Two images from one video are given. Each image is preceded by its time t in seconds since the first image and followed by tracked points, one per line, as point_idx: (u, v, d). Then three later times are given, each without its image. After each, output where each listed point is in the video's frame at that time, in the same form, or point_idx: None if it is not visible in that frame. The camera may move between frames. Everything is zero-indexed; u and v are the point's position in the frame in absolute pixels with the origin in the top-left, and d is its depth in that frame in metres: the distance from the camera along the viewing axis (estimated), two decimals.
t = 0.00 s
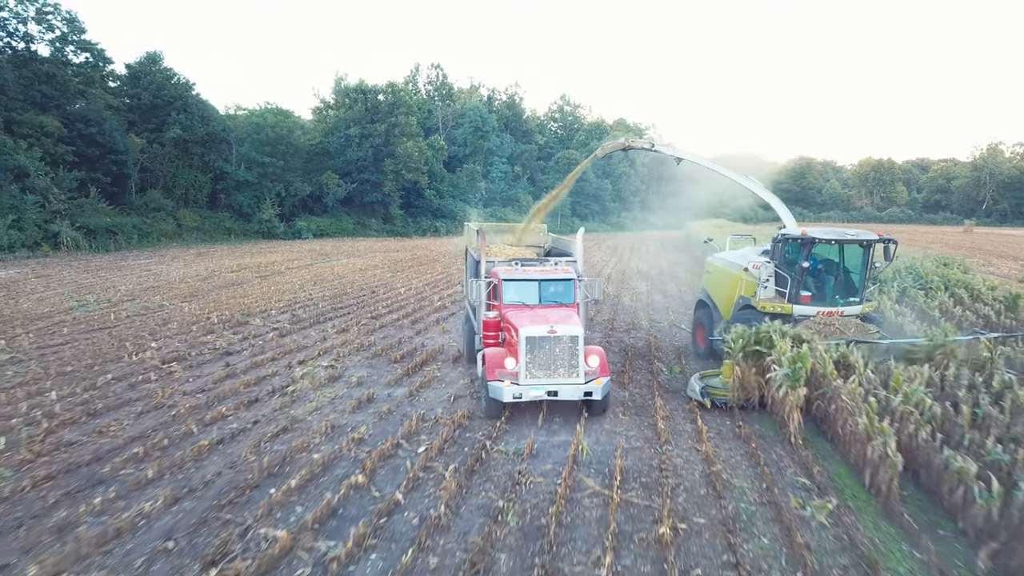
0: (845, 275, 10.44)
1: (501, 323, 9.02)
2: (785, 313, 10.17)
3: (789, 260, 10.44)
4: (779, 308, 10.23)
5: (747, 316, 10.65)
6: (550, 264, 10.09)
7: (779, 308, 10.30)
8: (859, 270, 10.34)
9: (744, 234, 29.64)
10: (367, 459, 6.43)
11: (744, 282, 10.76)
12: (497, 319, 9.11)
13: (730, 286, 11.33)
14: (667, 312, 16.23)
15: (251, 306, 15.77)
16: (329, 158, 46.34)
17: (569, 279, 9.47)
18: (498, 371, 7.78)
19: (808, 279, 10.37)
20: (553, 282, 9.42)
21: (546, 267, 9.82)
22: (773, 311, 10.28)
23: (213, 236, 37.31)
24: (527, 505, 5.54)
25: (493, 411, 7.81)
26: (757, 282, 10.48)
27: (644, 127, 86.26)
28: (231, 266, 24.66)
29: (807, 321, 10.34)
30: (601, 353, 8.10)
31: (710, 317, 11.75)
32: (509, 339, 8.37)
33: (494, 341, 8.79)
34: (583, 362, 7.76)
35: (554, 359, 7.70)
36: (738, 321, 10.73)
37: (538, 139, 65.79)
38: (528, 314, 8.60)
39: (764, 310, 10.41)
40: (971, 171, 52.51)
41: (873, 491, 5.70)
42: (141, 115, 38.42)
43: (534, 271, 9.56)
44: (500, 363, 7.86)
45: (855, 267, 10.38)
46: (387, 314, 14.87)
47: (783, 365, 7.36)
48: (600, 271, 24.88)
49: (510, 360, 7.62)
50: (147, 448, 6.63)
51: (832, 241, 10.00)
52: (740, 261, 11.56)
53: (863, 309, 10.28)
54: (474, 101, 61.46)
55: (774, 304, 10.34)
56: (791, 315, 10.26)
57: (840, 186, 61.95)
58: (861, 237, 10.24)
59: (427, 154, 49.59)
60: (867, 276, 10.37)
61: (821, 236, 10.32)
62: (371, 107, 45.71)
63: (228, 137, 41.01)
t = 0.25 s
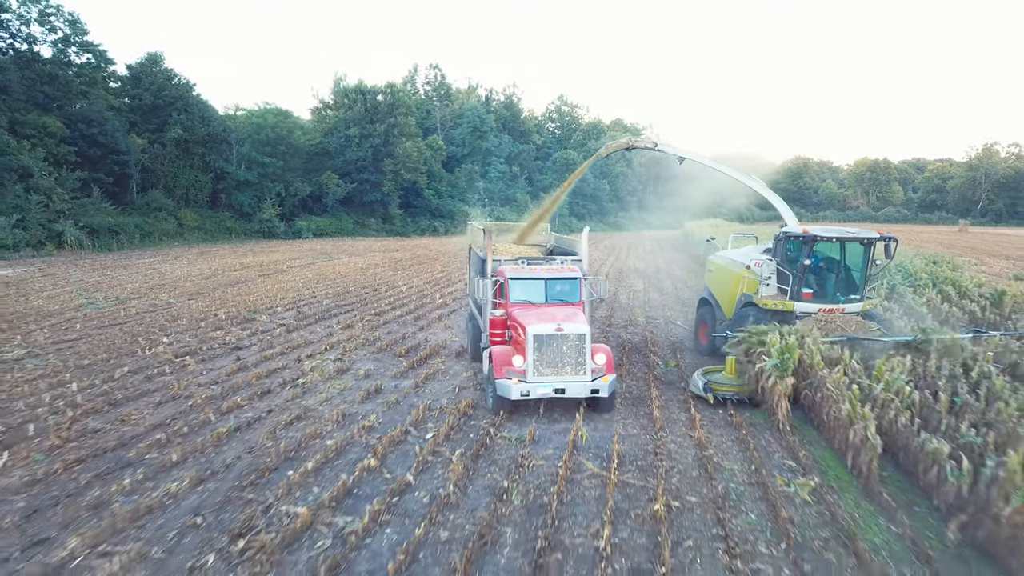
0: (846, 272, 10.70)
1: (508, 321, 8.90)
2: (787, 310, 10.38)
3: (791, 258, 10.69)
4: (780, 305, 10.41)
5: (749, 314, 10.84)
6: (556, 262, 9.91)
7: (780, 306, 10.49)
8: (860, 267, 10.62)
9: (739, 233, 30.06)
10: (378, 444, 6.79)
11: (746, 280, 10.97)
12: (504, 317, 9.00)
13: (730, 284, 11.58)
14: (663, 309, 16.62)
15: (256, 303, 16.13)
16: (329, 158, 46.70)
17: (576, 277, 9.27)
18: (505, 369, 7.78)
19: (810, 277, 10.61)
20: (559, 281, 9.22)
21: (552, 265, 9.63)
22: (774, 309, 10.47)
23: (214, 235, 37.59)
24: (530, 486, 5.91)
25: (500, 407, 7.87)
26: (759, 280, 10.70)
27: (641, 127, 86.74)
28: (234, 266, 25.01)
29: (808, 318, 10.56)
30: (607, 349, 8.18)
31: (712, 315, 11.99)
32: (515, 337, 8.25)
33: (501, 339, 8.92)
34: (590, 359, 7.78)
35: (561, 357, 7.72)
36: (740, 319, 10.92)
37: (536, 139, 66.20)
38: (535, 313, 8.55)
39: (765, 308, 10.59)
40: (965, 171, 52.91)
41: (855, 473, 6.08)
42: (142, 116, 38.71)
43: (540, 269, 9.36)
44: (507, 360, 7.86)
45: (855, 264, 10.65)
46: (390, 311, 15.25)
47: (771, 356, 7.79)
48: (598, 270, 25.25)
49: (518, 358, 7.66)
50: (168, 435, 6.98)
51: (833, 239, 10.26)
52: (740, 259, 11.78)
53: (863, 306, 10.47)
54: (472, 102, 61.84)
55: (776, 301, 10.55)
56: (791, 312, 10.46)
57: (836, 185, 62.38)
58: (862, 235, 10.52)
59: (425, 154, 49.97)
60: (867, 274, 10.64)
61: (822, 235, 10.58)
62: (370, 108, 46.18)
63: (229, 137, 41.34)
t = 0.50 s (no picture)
0: (846, 271, 10.69)
1: (513, 320, 9.13)
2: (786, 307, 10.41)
3: (791, 257, 10.70)
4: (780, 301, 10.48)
5: (750, 313, 10.91)
6: (560, 261, 10.11)
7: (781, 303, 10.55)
8: (859, 266, 10.60)
9: (734, 233, 30.45)
10: (387, 430, 7.16)
11: (747, 279, 11.05)
12: (509, 317, 9.25)
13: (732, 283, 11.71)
14: (659, 306, 16.98)
15: (261, 301, 16.49)
16: (327, 158, 47.03)
17: (579, 276, 9.53)
18: (513, 366, 7.87)
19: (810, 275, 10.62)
20: (564, 279, 9.47)
21: (556, 264, 9.85)
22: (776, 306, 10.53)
23: (214, 234, 37.89)
24: (531, 468, 6.27)
25: (507, 406, 7.94)
26: (759, 279, 10.73)
27: (637, 127, 87.19)
28: (236, 265, 25.33)
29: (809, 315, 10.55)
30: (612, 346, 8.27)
31: (713, 313, 12.18)
32: (522, 335, 8.41)
33: (506, 338, 9.07)
34: (597, 356, 7.90)
35: (567, 354, 7.84)
36: (741, 318, 11.01)
37: (532, 139, 66.58)
38: (541, 310, 8.69)
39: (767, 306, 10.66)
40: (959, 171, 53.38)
41: (837, 456, 6.45)
42: (141, 116, 38.91)
43: (543, 268, 9.58)
44: (514, 359, 7.95)
45: (855, 263, 10.63)
46: (392, 307, 15.61)
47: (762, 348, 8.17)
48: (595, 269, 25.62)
49: (525, 356, 7.74)
50: (186, 423, 7.32)
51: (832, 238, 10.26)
52: (741, 257, 11.86)
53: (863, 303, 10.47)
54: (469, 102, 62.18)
55: (776, 299, 10.58)
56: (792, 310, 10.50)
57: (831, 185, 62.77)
58: (861, 234, 10.51)
59: (423, 155, 50.33)
60: (867, 272, 10.63)
61: (822, 234, 10.58)
62: (368, 108, 46.57)
63: (228, 138, 41.63)
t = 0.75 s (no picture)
0: (844, 269, 10.96)
1: (519, 318, 9.30)
2: (786, 306, 10.66)
3: (790, 255, 10.95)
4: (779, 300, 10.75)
5: (749, 311, 11.19)
6: (565, 261, 10.25)
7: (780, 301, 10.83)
8: (858, 264, 10.86)
9: (729, 232, 30.85)
10: (394, 419, 7.53)
11: (748, 277, 11.29)
12: (515, 315, 9.42)
13: (730, 281, 11.98)
14: (655, 304, 17.36)
15: (264, 298, 16.83)
16: (325, 158, 47.34)
17: (584, 275, 9.65)
18: (520, 364, 7.98)
19: (808, 274, 10.87)
20: (569, 278, 9.59)
21: (561, 263, 9.99)
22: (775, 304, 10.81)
23: (213, 234, 38.19)
24: (531, 453, 6.63)
25: (515, 404, 8.00)
26: (758, 278, 11.03)
27: (632, 127, 87.58)
28: (237, 263, 25.65)
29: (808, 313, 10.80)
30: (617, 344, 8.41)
31: (712, 311, 12.39)
32: (529, 334, 8.54)
33: (512, 336, 9.25)
34: (603, 354, 8.03)
35: (575, 352, 7.96)
36: (741, 316, 11.27)
37: (528, 139, 66.95)
38: (548, 310, 8.81)
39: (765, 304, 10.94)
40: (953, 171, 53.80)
41: (820, 441, 6.85)
42: (140, 117, 38.96)
43: (549, 267, 9.72)
44: (521, 356, 8.06)
45: (853, 261, 10.90)
46: (393, 305, 15.96)
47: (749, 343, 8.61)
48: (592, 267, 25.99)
49: (533, 353, 7.85)
50: (202, 413, 7.67)
51: (831, 237, 10.53)
52: (740, 256, 12.12)
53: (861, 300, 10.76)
54: (466, 102, 62.52)
55: (775, 297, 10.84)
56: (790, 308, 10.78)
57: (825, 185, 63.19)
58: (859, 233, 10.78)
59: (420, 155, 50.65)
60: (865, 270, 10.90)
61: (821, 233, 10.83)
62: (365, 108, 46.89)
63: (227, 138, 41.92)
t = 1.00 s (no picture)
0: (842, 267, 11.24)
1: (525, 316, 9.38)
2: (785, 303, 10.89)
3: (789, 253, 11.20)
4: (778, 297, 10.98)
5: (748, 308, 11.41)
6: (570, 257, 10.28)
7: (779, 298, 11.06)
8: (855, 261, 11.15)
9: (723, 232, 31.25)
10: (400, 408, 7.89)
11: (747, 275, 11.50)
12: (520, 313, 9.50)
13: (729, 279, 12.22)
14: (650, 301, 17.72)
15: (266, 296, 17.17)
16: (322, 158, 47.64)
17: (589, 273, 9.70)
18: (527, 362, 8.01)
19: (807, 271, 11.14)
20: (573, 277, 9.64)
21: (566, 261, 10.04)
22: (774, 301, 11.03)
23: (211, 233, 38.48)
24: (531, 439, 7.00)
25: (521, 401, 8.06)
26: (757, 275, 11.25)
27: (628, 127, 88.01)
28: (237, 262, 25.98)
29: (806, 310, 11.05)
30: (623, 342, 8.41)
31: (711, 309, 12.56)
32: (536, 332, 8.55)
33: (518, 335, 9.37)
34: (610, 351, 8.04)
35: (581, 350, 7.96)
36: (740, 313, 11.50)
37: (524, 139, 67.30)
38: (555, 308, 8.81)
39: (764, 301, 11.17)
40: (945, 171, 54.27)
41: (805, 428, 7.23)
42: (138, 117, 39.05)
43: (554, 266, 9.75)
44: (528, 354, 8.09)
45: (851, 258, 11.19)
46: (393, 303, 16.30)
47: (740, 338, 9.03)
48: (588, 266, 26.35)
49: (540, 351, 7.86)
50: (215, 404, 8.02)
51: (829, 234, 10.81)
52: (739, 254, 12.36)
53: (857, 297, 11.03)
54: (462, 102, 62.84)
55: (774, 295, 11.07)
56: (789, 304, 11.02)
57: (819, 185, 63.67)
58: (857, 231, 11.07)
59: (417, 155, 50.96)
60: (862, 267, 11.20)
61: (819, 231, 11.11)
62: (363, 109, 47.21)
63: (225, 138, 42.18)
